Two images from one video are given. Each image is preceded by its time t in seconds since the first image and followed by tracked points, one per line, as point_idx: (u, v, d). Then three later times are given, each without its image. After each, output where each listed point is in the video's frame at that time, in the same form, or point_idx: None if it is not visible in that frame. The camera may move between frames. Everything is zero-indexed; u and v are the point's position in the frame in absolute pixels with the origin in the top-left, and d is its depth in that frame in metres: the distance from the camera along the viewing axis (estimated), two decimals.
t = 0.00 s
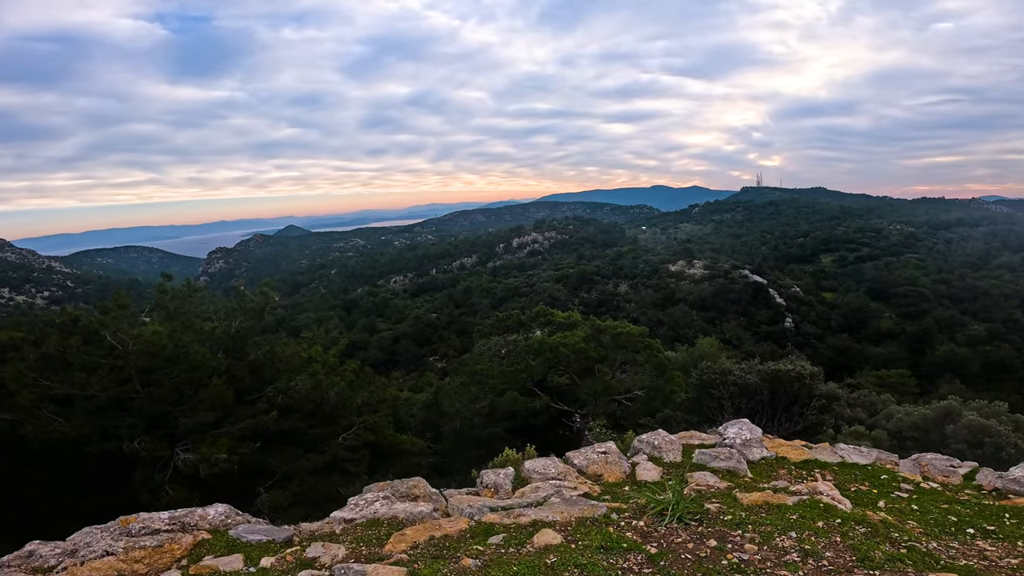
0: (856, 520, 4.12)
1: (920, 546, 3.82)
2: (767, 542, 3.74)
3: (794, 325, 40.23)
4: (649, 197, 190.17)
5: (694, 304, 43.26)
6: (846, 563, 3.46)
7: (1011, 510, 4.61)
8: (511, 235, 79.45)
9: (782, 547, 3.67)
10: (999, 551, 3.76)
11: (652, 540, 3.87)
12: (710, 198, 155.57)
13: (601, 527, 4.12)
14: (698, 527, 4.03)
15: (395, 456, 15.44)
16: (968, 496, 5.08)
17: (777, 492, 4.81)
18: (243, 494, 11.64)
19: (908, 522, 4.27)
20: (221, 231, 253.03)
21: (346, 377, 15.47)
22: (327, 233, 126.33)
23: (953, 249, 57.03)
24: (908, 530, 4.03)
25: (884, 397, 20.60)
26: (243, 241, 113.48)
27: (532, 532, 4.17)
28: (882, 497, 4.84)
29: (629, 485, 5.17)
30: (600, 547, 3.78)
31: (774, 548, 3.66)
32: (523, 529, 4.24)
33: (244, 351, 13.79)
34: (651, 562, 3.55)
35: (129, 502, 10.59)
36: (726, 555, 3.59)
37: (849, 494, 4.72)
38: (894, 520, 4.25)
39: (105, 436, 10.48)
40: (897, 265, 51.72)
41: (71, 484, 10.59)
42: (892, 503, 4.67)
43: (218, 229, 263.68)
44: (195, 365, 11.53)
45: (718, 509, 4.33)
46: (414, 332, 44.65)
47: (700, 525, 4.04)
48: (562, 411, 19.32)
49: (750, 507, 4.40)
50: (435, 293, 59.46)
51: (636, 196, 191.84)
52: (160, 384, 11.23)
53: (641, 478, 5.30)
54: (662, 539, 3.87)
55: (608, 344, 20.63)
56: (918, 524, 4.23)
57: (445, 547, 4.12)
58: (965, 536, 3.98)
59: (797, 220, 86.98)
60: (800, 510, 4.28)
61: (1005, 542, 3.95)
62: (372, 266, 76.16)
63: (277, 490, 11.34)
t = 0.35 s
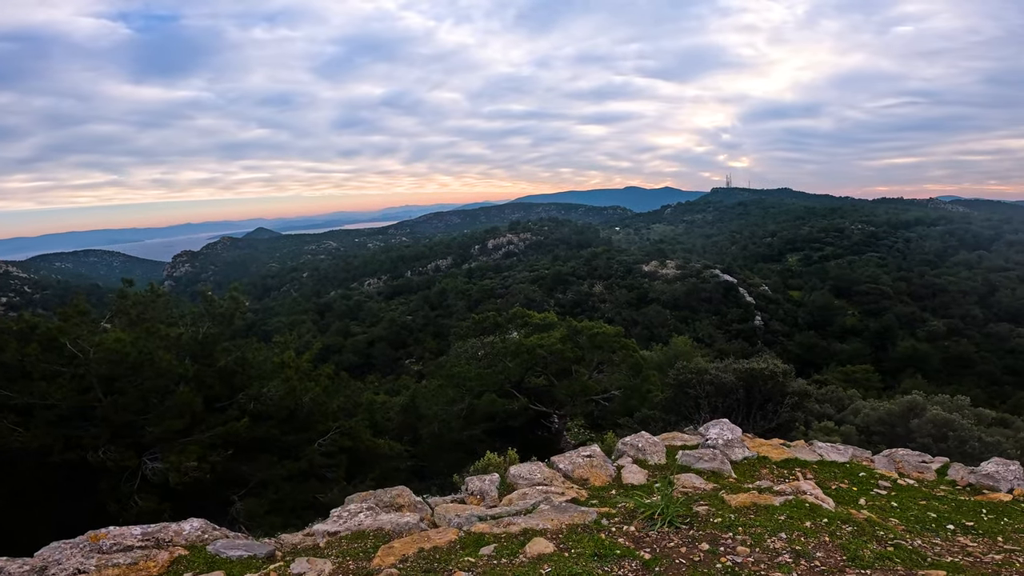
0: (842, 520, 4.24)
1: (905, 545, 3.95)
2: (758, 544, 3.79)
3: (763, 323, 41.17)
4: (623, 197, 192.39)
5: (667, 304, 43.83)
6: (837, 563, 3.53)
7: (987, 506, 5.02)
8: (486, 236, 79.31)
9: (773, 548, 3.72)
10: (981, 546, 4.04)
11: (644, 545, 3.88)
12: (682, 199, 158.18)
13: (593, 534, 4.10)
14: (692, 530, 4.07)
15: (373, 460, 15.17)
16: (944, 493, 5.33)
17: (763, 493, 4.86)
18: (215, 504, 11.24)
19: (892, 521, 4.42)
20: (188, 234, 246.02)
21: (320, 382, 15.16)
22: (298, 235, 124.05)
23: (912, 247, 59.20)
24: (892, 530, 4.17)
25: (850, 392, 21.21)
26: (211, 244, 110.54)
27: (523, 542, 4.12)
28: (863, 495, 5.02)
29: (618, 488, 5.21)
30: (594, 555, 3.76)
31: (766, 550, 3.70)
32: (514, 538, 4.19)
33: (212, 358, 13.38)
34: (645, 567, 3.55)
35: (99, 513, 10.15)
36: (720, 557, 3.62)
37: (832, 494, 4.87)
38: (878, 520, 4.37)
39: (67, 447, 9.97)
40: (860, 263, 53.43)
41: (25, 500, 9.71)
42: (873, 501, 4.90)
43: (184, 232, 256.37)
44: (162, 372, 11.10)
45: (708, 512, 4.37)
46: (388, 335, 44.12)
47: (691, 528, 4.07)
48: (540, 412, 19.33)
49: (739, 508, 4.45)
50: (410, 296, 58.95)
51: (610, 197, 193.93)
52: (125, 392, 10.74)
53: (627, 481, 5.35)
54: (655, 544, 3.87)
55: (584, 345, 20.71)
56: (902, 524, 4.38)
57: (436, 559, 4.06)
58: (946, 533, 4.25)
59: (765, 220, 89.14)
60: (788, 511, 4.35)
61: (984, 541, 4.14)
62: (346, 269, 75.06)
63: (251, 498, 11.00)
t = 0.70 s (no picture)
0: (845, 522, 4.22)
1: (911, 548, 3.92)
2: (762, 547, 3.78)
3: (758, 324, 41.30)
4: (618, 199, 192.85)
5: (663, 305, 43.81)
6: (842, 566, 3.52)
7: (987, 506, 5.04)
8: (481, 238, 79.29)
9: (777, 551, 3.71)
10: (984, 547, 4.04)
11: (648, 550, 3.85)
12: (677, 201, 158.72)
13: (596, 539, 4.09)
14: (694, 534, 4.05)
15: (370, 463, 15.09)
16: (945, 494, 5.34)
17: (764, 496, 4.85)
18: (211, 509, 11.11)
19: (893, 523, 4.43)
20: (182, 237, 244.97)
21: (317, 385, 15.07)
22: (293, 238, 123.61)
23: (905, 248, 59.57)
24: (897, 533, 4.13)
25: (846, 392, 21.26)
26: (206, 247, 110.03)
27: (525, 547, 4.09)
28: (864, 497, 5.02)
29: (620, 491, 5.19)
30: (597, 560, 3.74)
31: (770, 553, 3.69)
32: (517, 544, 4.16)
33: (208, 361, 13.26)
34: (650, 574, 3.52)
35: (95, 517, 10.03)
36: (724, 561, 3.61)
37: (833, 496, 4.84)
38: (882, 523, 4.35)
39: (61, 450, 9.85)
40: (854, 264, 53.74)
41: (19, 504, 9.55)
42: (874, 503, 4.89)
43: (178, 234, 255.24)
44: (156, 376, 10.99)
45: (710, 516, 4.35)
46: (383, 338, 43.93)
47: (694, 533, 4.05)
48: (537, 414, 19.30)
49: (741, 512, 4.43)
50: (405, 298, 58.82)
51: (605, 198, 194.47)
52: (120, 396, 10.61)
53: (628, 484, 5.33)
54: (658, 549, 3.85)
55: (580, 347, 20.63)
56: (907, 527, 4.35)
57: (438, 566, 4.02)
58: (949, 535, 4.26)
59: (760, 221, 89.51)
60: (790, 514, 4.34)
61: (989, 543, 4.14)
62: (341, 272, 74.84)
63: (248, 502, 10.91)
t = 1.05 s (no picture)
0: (840, 523, 4.24)
1: (905, 549, 3.94)
2: (758, 549, 3.77)
3: (750, 325, 41.48)
4: (610, 202, 193.49)
5: (656, 307, 43.69)
6: (837, 567, 3.53)
7: (981, 506, 5.06)
8: (475, 241, 79.22)
9: (774, 553, 3.71)
10: (978, 547, 4.06)
11: (644, 553, 3.84)
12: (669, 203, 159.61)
13: (592, 542, 4.07)
14: (690, 536, 4.04)
15: (364, 467, 15.00)
16: (938, 494, 5.38)
17: (759, 497, 4.86)
18: (203, 514, 10.98)
19: (887, 523, 4.45)
20: (172, 241, 242.92)
21: (309, 389, 14.98)
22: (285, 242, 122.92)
23: (894, 248, 60.16)
24: (891, 533, 4.15)
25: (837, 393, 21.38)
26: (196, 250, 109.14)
27: (521, 551, 4.07)
28: (857, 498, 5.05)
29: (614, 493, 5.19)
30: (594, 564, 3.72)
31: (765, 555, 3.69)
32: (512, 548, 4.13)
33: (200, 366, 13.14)
34: None
35: (85, 524, 9.87)
36: (720, 564, 3.60)
37: (826, 497, 4.86)
38: (875, 523, 4.37)
39: (51, 456, 9.70)
40: (844, 265, 54.19)
41: (8, 511, 9.38)
42: (867, 503, 4.92)
43: (168, 239, 253.21)
44: (147, 382, 10.87)
45: (705, 518, 4.35)
46: (376, 342, 43.69)
47: (690, 535, 4.04)
48: (531, 417, 19.26)
49: (736, 513, 4.43)
50: (398, 302, 58.62)
51: (597, 201, 195.05)
52: (110, 401, 10.48)
53: (622, 487, 5.33)
54: (654, 551, 3.85)
55: (574, 349, 20.63)
56: (900, 526, 4.38)
57: (433, 570, 3.99)
58: (942, 534, 4.28)
59: (751, 223, 90.14)
60: (785, 515, 4.35)
61: (981, 542, 4.18)
62: (334, 275, 74.51)
63: (241, 507, 10.80)
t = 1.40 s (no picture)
0: (828, 525, 4.27)
1: (892, 549, 3.97)
2: (747, 550, 3.80)
3: (741, 327, 41.73)
4: (602, 204, 194.16)
5: (648, 309, 43.62)
6: (825, 568, 3.56)
7: (967, 506, 5.13)
8: (466, 244, 79.10)
9: (761, 554, 3.73)
10: (964, 547, 4.12)
11: (633, 554, 3.86)
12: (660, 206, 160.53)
13: (582, 544, 4.08)
14: (680, 539, 4.05)
15: (356, 470, 14.91)
16: (924, 493, 5.45)
17: (748, 498, 4.89)
18: (193, 519, 10.87)
19: (874, 524, 4.49)
20: (161, 243, 240.55)
21: (300, 393, 14.88)
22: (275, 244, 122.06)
23: (882, 249, 60.88)
24: (879, 534, 4.18)
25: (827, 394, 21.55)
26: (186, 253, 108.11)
27: (512, 554, 4.06)
28: (844, 498, 5.10)
29: (605, 495, 5.19)
30: (584, 566, 3.73)
31: (754, 556, 3.72)
32: (503, 551, 4.14)
33: (189, 370, 13.00)
34: None
35: (73, 529, 9.74)
36: (709, 566, 3.62)
37: (814, 498, 4.90)
38: (863, 524, 4.41)
39: (37, 461, 9.58)
40: (833, 266, 54.73)
41: None
42: (855, 503, 4.97)
43: (157, 241, 250.85)
44: (135, 386, 10.75)
45: (695, 519, 4.37)
46: (368, 345, 43.43)
47: (679, 536, 4.07)
48: (524, 419, 19.26)
49: (725, 514, 4.46)
50: (390, 305, 58.36)
51: (589, 203, 195.70)
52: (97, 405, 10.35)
53: (613, 489, 5.34)
54: (644, 553, 3.86)
55: (566, 352, 20.66)
56: (887, 527, 4.42)
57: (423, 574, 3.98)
58: (930, 534, 4.33)
59: (741, 225, 90.86)
60: (773, 516, 4.38)
61: (968, 541, 4.23)
62: (324, 278, 74.08)
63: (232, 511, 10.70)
